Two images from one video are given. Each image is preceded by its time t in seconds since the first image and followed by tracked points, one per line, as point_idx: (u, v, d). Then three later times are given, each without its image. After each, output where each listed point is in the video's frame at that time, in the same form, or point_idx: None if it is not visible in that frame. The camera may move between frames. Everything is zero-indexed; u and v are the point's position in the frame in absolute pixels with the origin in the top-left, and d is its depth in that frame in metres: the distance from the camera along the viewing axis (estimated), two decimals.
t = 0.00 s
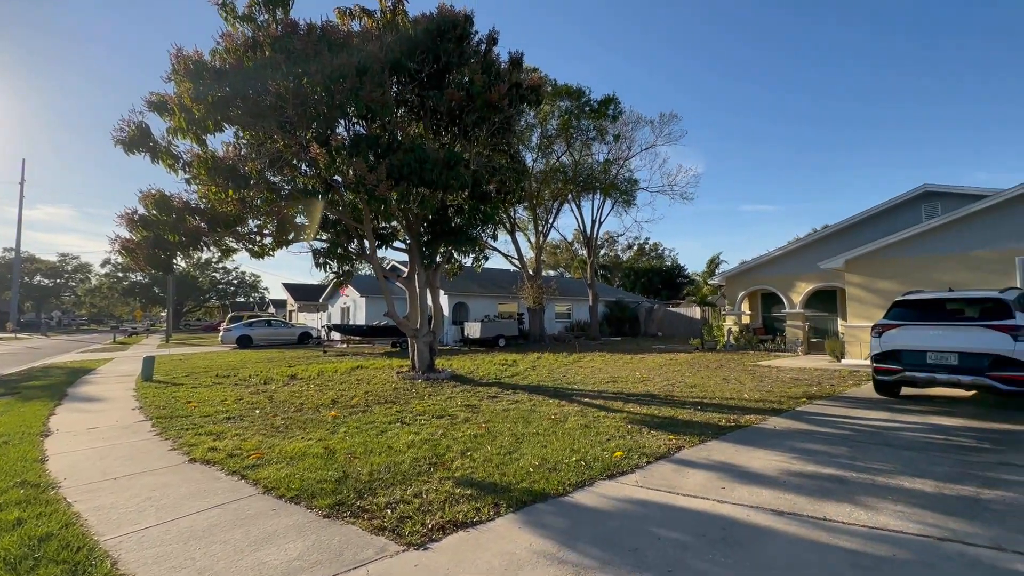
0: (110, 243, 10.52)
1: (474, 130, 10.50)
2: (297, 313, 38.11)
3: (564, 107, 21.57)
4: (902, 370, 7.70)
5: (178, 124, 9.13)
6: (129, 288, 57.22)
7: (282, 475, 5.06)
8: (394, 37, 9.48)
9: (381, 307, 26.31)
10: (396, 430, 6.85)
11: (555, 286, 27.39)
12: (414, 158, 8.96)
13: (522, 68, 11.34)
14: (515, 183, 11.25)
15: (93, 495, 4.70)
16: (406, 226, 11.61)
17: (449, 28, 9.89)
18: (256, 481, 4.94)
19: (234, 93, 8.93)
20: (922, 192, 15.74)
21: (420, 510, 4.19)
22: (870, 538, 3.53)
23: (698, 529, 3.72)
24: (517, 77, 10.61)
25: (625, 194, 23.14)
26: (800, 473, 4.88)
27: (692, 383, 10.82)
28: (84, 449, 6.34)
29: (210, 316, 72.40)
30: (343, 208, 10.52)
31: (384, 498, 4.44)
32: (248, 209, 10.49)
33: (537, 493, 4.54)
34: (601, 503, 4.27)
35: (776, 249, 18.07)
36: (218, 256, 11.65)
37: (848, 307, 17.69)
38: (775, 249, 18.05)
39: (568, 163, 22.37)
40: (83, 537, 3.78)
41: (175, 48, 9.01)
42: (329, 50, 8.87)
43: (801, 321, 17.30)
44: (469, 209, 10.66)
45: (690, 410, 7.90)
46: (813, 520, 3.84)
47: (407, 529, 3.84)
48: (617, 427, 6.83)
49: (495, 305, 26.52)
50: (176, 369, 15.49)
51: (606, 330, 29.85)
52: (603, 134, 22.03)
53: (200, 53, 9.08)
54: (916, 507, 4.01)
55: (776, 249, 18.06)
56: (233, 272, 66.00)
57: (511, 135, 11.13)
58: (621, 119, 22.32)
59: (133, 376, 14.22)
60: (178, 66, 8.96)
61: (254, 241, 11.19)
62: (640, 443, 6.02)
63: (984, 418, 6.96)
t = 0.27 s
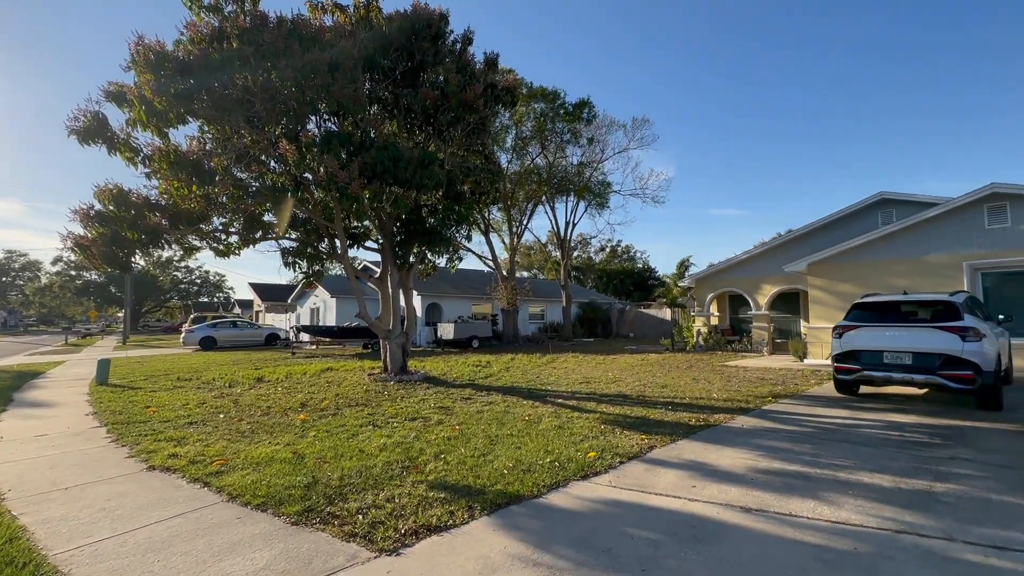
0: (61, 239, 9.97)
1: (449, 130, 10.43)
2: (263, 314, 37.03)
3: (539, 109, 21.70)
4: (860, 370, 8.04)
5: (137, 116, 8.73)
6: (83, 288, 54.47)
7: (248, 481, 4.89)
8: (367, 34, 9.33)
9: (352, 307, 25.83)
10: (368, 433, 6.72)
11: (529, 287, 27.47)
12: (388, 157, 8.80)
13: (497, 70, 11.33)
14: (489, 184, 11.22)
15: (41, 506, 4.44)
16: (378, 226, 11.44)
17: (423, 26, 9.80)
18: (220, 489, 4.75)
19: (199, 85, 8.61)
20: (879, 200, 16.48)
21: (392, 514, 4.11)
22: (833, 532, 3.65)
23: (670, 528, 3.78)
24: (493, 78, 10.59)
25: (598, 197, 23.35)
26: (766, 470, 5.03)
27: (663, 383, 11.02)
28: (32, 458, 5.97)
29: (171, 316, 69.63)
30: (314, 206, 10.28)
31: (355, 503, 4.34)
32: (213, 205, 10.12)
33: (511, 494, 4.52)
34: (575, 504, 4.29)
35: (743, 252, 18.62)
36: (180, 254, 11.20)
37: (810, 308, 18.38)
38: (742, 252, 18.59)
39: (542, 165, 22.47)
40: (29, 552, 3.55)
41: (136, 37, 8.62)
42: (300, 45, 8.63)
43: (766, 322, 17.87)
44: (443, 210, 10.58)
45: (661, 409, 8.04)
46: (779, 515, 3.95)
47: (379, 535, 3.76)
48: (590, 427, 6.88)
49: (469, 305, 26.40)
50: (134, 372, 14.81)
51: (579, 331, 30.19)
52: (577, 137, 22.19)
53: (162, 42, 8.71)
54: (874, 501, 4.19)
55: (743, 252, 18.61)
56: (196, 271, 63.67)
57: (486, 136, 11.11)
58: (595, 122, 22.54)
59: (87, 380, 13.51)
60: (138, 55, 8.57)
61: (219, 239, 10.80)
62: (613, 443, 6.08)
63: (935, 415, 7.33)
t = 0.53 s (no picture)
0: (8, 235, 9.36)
1: (424, 129, 10.31)
2: (228, 315, 35.81)
3: (514, 111, 21.73)
4: (825, 369, 8.32)
5: (94, 106, 8.30)
6: (31, 287, 51.48)
7: (213, 490, 4.67)
8: (342, 29, 9.14)
9: (322, 308, 25.24)
10: (340, 437, 6.55)
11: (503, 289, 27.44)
12: (361, 155, 8.61)
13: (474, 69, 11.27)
14: (465, 184, 11.14)
15: None
16: (351, 225, 11.21)
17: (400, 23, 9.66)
18: (183, 498, 4.53)
19: (162, 76, 8.24)
20: (840, 206, 17.15)
21: (368, 521, 4.00)
22: (804, 529, 3.75)
23: (649, 528, 3.81)
24: (469, 78, 10.53)
25: (573, 199, 23.50)
26: (739, 468, 5.14)
27: (637, 384, 11.17)
28: None
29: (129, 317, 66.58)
30: (283, 204, 9.98)
31: (329, 510, 4.21)
32: (176, 202, 9.69)
33: (490, 498, 4.47)
34: (555, 507, 4.27)
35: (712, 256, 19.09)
36: (140, 252, 10.69)
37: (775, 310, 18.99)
38: (712, 256, 19.05)
39: (517, 167, 22.50)
40: None
41: (93, 23, 8.19)
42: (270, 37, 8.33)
43: (734, 324, 18.35)
44: (418, 209, 10.45)
45: (636, 410, 8.14)
46: (753, 514, 4.03)
47: (355, 543, 3.66)
48: (567, 429, 6.90)
49: (443, 307, 26.17)
50: (88, 376, 14.05)
51: (552, 333, 30.38)
52: (552, 139, 22.28)
53: (122, 29, 8.30)
54: (842, 497, 4.32)
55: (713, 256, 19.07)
56: (156, 269, 61.06)
57: (461, 135, 11.02)
58: (570, 125, 22.68)
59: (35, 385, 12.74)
60: (96, 42, 8.14)
61: (182, 236, 10.36)
62: (589, 444, 6.11)
63: (894, 413, 7.65)
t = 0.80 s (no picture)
0: None
1: (402, 127, 10.15)
2: (191, 316, 34.46)
3: (491, 112, 21.68)
4: (796, 370, 8.58)
5: (50, 94, 7.82)
6: None
7: (182, 500, 4.44)
8: (318, 23, 8.88)
9: (292, 309, 24.58)
10: (316, 443, 6.34)
11: (478, 290, 27.31)
12: (338, 152, 8.39)
13: (453, 69, 11.17)
14: (442, 185, 11.01)
15: None
16: (325, 224, 10.93)
17: (378, 19, 9.47)
18: (148, 510, 4.29)
19: (125, 65, 7.83)
20: (806, 212, 17.77)
21: (350, 530, 3.88)
22: (786, 527, 3.82)
23: (636, 530, 3.81)
24: (448, 77, 10.42)
25: (548, 202, 23.59)
26: (719, 468, 5.22)
27: (613, 385, 11.26)
28: None
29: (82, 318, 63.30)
30: (254, 201, 9.64)
31: (307, 520, 4.06)
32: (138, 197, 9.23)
33: (474, 503, 4.40)
34: (541, 510, 4.23)
35: (685, 259, 19.49)
36: (98, 250, 10.14)
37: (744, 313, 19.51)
38: (684, 259, 19.45)
39: (493, 168, 22.45)
40: None
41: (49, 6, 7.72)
42: (243, 27, 7.97)
43: (706, 326, 18.76)
44: (395, 209, 10.28)
45: (615, 411, 8.19)
46: (735, 513, 4.08)
47: (337, 553, 3.52)
48: (548, 431, 6.88)
49: (417, 308, 25.85)
50: (38, 380, 13.24)
51: (527, 335, 30.41)
52: (528, 141, 22.31)
53: (81, 14, 7.85)
54: (818, 495, 4.44)
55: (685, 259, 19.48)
56: (112, 268, 58.22)
57: (439, 135, 10.91)
58: (547, 128, 22.76)
59: None
60: (52, 27, 7.68)
61: (144, 233, 9.88)
62: (571, 446, 6.10)
63: (861, 412, 7.93)
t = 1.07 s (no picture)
0: None
1: (380, 126, 10.01)
2: (152, 317, 33.04)
3: (468, 113, 21.60)
4: (768, 372, 8.82)
5: (3, 82, 7.35)
6: None
7: (151, 512, 4.21)
8: (294, 17, 8.61)
9: (261, 311, 23.86)
10: (292, 450, 6.13)
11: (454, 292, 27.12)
12: (316, 150, 8.18)
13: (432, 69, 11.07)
14: (421, 186, 10.88)
15: None
16: (299, 223, 10.65)
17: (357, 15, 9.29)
18: (115, 524, 4.04)
19: (87, 53, 7.43)
20: (775, 219, 18.35)
21: (333, 540, 3.76)
22: (770, 527, 3.89)
23: (626, 533, 3.81)
24: (428, 77, 10.32)
25: (525, 204, 23.62)
26: (702, 469, 5.29)
27: (592, 388, 11.33)
28: None
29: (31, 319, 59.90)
30: (226, 199, 9.30)
31: (288, 530, 3.91)
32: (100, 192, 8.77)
33: (461, 509, 4.32)
34: (529, 515, 4.19)
35: (659, 263, 19.85)
36: (53, 247, 9.58)
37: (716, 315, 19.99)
38: (658, 263, 19.81)
39: (470, 169, 22.36)
40: None
41: None
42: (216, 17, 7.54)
43: (679, 328, 19.12)
44: (372, 209, 10.10)
45: (596, 414, 8.23)
46: (721, 514, 4.15)
47: (322, 566, 3.40)
48: (530, 434, 6.85)
49: (391, 310, 25.46)
50: None
51: (502, 337, 30.32)
52: (505, 143, 22.30)
53: None
54: (798, 494, 4.55)
55: (659, 263, 19.84)
56: (65, 267, 55.29)
57: (419, 136, 10.78)
58: (524, 131, 22.80)
59: None
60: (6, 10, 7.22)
61: (105, 230, 9.39)
62: (555, 449, 6.08)
63: (830, 412, 8.21)
